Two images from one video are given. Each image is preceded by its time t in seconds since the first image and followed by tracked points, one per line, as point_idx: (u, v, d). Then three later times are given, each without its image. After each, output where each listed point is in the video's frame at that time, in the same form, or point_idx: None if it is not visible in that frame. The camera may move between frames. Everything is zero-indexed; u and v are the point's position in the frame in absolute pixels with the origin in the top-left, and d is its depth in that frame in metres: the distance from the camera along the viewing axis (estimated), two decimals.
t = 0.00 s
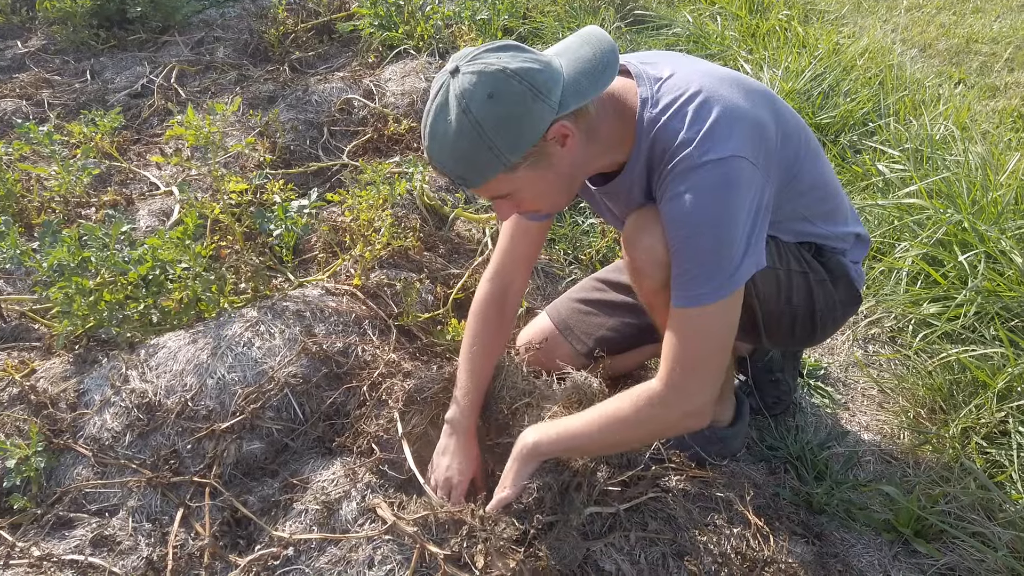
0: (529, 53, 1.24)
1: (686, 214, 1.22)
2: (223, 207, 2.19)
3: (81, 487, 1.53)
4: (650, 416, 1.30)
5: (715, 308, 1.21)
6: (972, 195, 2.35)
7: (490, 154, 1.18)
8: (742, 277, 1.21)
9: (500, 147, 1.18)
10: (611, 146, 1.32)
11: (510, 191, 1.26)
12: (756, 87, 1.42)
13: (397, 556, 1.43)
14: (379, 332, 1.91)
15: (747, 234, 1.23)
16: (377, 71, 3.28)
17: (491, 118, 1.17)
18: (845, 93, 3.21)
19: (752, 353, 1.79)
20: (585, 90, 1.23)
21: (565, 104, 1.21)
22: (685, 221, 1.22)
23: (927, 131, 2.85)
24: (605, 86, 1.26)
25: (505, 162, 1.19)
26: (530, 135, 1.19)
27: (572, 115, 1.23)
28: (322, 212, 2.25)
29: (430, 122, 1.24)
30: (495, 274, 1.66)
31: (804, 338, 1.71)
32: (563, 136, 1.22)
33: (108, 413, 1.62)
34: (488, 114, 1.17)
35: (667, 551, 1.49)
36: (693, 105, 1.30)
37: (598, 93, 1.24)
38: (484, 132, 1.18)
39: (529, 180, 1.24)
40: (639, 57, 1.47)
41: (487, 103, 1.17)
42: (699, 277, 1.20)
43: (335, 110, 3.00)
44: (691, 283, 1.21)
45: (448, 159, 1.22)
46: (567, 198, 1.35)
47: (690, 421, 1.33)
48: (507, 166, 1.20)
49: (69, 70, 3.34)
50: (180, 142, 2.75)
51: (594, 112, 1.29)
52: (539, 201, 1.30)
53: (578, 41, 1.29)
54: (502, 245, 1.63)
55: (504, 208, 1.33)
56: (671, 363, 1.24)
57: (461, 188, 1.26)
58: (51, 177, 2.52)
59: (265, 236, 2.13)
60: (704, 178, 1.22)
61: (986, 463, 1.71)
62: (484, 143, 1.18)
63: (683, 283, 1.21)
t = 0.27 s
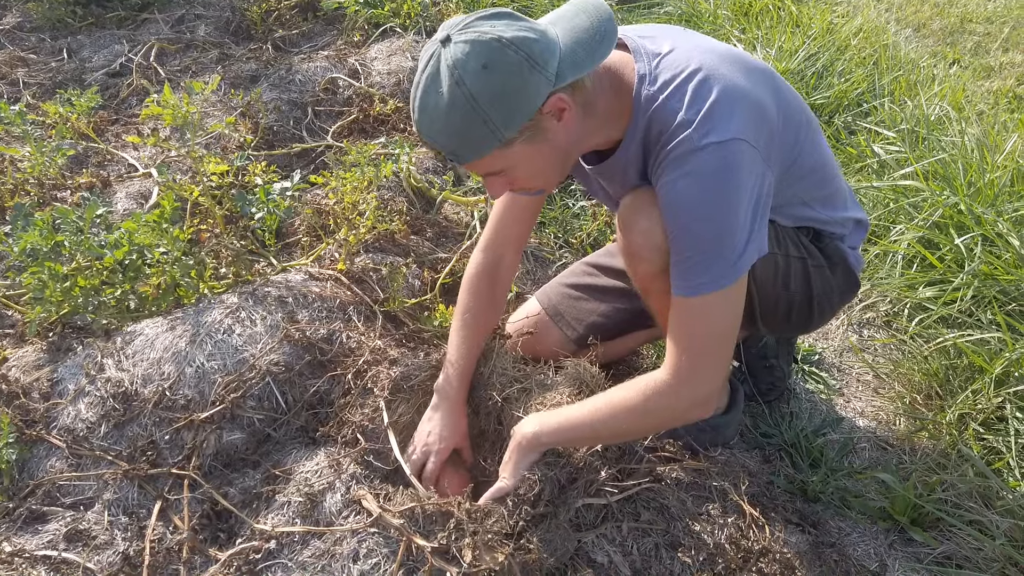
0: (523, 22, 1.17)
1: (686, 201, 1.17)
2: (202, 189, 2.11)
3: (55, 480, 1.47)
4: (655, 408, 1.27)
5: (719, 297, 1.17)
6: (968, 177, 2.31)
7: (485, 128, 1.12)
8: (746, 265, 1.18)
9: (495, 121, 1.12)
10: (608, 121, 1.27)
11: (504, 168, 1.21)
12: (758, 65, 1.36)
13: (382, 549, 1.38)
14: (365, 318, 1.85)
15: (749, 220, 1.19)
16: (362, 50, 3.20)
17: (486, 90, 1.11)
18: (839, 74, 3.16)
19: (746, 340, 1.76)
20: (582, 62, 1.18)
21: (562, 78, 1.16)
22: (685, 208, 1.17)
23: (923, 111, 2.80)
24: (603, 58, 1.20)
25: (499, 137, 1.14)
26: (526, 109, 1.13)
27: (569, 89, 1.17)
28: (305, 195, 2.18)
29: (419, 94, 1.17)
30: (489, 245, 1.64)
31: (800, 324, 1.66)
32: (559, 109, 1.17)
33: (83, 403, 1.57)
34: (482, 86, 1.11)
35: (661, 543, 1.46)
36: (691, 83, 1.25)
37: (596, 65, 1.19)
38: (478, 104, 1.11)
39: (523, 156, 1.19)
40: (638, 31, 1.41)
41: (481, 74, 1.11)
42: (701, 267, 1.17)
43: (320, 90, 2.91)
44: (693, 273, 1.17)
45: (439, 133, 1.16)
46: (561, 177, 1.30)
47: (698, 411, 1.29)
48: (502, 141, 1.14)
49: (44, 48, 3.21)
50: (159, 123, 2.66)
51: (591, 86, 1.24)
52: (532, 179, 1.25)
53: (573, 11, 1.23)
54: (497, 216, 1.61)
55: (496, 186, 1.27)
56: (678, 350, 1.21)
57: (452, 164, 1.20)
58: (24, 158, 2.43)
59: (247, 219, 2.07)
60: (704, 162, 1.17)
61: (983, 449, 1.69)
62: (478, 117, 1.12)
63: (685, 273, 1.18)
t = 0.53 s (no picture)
0: None
1: (703, 187, 1.15)
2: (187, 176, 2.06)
3: (36, 474, 1.44)
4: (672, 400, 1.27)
5: (741, 285, 1.16)
6: (965, 164, 2.29)
7: (486, 85, 1.09)
8: (765, 250, 1.17)
9: (497, 79, 1.08)
10: (613, 93, 1.23)
11: (504, 130, 1.17)
12: (767, 46, 1.33)
13: (372, 544, 1.36)
14: (354, 307, 1.82)
15: (765, 206, 1.18)
16: (351, 34, 3.14)
17: (490, 44, 1.07)
18: (835, 59, 3.12)
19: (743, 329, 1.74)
20: (592, 26, 1.13)
21: (570, 40, 1.11)
22: (702, 195, 1.15)
23: (919, 97, 2.77)
24: (614, 24, 1.16)
25: (501, 97, 1.10)
26: (531, 69, 1.09)
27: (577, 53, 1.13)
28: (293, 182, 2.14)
29: (421, 43, 1.13)
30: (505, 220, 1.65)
31: (798, 314, 1.64)
32: (565, 75, 1.13)
33: (64, 395, 1.53)
34: (486, 38, 1.07)
35: (656, 536, 1.44)
36: (699, 64, 1.21)
37: (606, 31, 1.14)
38: (481, 60, 1.08)
39: (525, 119, 1.15)
40: (643, 8, 1.37)
41: (486, 28, 1.07)
42: (723, 256, 1.15)
43: (308, 74, 2.85)
44: (713, 262, 1.15)
45: (438, 86, 1.12)
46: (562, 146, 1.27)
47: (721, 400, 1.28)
48: (503, 101, 1.11)
49: (26, 32, 3.11)
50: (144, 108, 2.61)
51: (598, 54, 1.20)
52: (533, 146, 1.22)
53: None
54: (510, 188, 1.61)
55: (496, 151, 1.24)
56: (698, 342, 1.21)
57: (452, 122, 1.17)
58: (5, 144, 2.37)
59: (233, 206, 2.03)
60: (718, 147, 1.14)
61: (980, 438, 1.67)
62: (480, 73, 1.08)
63: (704, 262, 1.16)
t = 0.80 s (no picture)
0: None
1: (729, 178, 1.16)
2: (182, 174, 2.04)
3: (28, 478, 1.42)
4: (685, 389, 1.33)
5: (764, 275, 1.19)
6: (966, 163, 2.27)
7: (510, 35, 1.08)
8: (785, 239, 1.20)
9: (522, 28, 1.07)
10: (634, 69, 1.22)
11: (523, 88, 1.15)
12: (786, 39, 1.33)
13: (370, 550, 1.34)
14: (351, 308, 1.80)
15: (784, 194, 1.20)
16: (348, 30, 3.11)
17: None
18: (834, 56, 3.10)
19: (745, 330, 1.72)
20: None
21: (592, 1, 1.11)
22: (729, 186, 1.16)
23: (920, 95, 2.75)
24: None
25: (524, 48, 1.09)
26: (557, 21, 1.08)
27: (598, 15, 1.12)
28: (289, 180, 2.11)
29: None
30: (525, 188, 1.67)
31: (801, 317, 1.62)
32: (589, 36, 1.13)
33: (58, 398, 1.51)
34: None
35: (657, 540, 1.41)
36: (719, 49, 1.21)
37: None
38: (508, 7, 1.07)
39: (544, 76, 1.13)
40: None
41: None
42: (749, 247, 1.17)
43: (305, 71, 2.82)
44: (740, 253, 1.18)
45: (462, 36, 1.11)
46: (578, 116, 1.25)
47: (745, 385, 1.33)
48: (526, 53, 1.09)
49: (19, 27, 3.08)
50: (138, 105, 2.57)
51: (621, 27, 1.19)
52: (549, 108, 1.19)
53: None
54: (532, 159, 1.64)
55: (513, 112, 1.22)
56: (722, 336, 1.25)
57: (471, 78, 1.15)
58: None
59: (229, 204, 2.01)
60: (744, 139, 1.15)
61: (983, 441, 1.66)
62: (506, 21, 1.07)
63: (731, 254, 1.18)
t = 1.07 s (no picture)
0: None
1: (754, 173, 1.18)
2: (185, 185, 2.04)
3: (33, 492, 1.42)
4: (677, 388, 1.33)
5: (781, 273, 1.21)
6: (967, 174, 2.28)
7: None
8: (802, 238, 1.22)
9: None
10: (665, 52, 1.24)
11: (563, 44, 1.14)
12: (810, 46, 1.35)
13: (373, 564, 1.35)
14: (355, 320, 1.80)
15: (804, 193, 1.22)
16: (350, 38, 3.11)
17: None
18: (836, 65, 3.10)
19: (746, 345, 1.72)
20: None
21: None
22: (753, 180, 1.18)
23: (921, 105, 2.76)
24: None
25: None
26: None
27: None
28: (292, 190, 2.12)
29: None
30: (537, 185, 1.70)
31: (802, 332, 1.62)
32: None
33: (62, 411, 1.51)
34: None
35: (659, 555, 1.42)
36: (747, 48, 1.23)
37: None
38: None
39: (588, 31, 1.13)
40: None
41: None
42: (770, 241, 1.19)
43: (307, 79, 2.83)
44: (760, 247, 1.19)
45: None
46: (604, 90, 1.24)
47: (749, 382, 1.34)
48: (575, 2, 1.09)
49: (22, 34, 3.08)
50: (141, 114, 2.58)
51: (655, 10, 1.22)
52: (580, 73, 1.18)
53: None
54: (549, 156, 1.67)
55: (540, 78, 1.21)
56: (739, 322, 1.26)
57: (505, 33, 1.14)
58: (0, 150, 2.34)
59: (232, 215, 2.01)
60: (769, 135, 1.17)
61: (984, 455, 1.66)
62: None
63: (750, 248, 1.19)
